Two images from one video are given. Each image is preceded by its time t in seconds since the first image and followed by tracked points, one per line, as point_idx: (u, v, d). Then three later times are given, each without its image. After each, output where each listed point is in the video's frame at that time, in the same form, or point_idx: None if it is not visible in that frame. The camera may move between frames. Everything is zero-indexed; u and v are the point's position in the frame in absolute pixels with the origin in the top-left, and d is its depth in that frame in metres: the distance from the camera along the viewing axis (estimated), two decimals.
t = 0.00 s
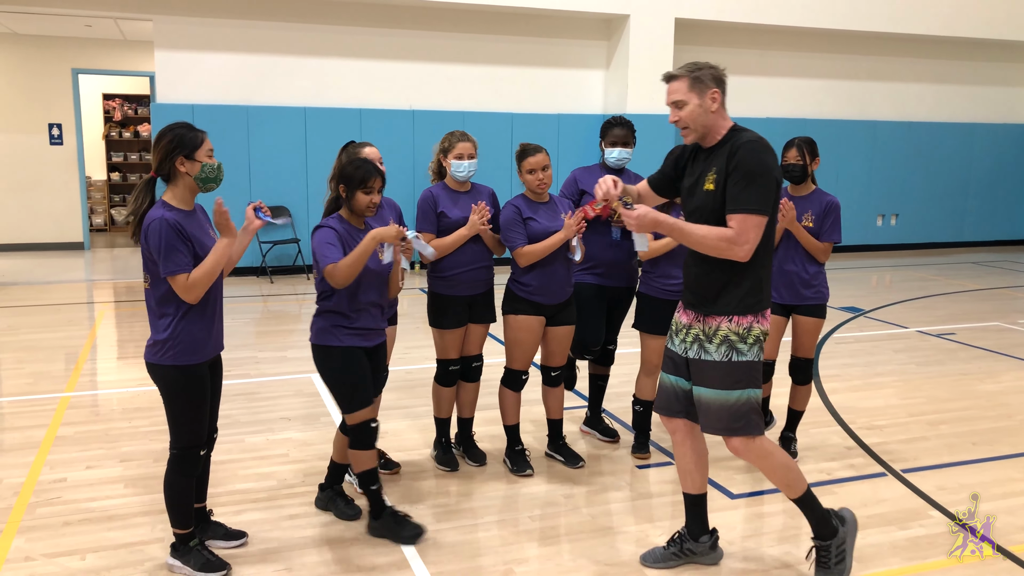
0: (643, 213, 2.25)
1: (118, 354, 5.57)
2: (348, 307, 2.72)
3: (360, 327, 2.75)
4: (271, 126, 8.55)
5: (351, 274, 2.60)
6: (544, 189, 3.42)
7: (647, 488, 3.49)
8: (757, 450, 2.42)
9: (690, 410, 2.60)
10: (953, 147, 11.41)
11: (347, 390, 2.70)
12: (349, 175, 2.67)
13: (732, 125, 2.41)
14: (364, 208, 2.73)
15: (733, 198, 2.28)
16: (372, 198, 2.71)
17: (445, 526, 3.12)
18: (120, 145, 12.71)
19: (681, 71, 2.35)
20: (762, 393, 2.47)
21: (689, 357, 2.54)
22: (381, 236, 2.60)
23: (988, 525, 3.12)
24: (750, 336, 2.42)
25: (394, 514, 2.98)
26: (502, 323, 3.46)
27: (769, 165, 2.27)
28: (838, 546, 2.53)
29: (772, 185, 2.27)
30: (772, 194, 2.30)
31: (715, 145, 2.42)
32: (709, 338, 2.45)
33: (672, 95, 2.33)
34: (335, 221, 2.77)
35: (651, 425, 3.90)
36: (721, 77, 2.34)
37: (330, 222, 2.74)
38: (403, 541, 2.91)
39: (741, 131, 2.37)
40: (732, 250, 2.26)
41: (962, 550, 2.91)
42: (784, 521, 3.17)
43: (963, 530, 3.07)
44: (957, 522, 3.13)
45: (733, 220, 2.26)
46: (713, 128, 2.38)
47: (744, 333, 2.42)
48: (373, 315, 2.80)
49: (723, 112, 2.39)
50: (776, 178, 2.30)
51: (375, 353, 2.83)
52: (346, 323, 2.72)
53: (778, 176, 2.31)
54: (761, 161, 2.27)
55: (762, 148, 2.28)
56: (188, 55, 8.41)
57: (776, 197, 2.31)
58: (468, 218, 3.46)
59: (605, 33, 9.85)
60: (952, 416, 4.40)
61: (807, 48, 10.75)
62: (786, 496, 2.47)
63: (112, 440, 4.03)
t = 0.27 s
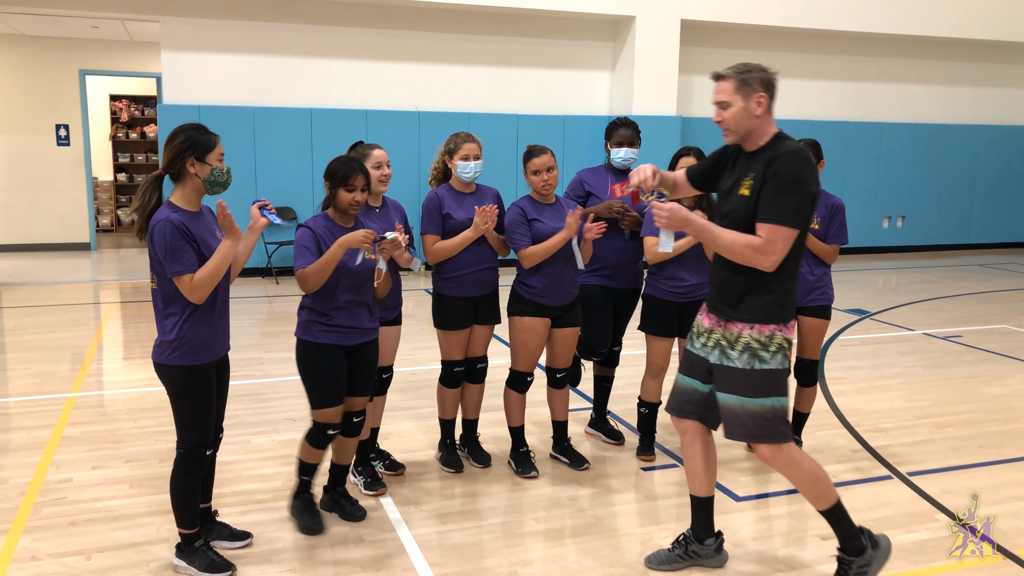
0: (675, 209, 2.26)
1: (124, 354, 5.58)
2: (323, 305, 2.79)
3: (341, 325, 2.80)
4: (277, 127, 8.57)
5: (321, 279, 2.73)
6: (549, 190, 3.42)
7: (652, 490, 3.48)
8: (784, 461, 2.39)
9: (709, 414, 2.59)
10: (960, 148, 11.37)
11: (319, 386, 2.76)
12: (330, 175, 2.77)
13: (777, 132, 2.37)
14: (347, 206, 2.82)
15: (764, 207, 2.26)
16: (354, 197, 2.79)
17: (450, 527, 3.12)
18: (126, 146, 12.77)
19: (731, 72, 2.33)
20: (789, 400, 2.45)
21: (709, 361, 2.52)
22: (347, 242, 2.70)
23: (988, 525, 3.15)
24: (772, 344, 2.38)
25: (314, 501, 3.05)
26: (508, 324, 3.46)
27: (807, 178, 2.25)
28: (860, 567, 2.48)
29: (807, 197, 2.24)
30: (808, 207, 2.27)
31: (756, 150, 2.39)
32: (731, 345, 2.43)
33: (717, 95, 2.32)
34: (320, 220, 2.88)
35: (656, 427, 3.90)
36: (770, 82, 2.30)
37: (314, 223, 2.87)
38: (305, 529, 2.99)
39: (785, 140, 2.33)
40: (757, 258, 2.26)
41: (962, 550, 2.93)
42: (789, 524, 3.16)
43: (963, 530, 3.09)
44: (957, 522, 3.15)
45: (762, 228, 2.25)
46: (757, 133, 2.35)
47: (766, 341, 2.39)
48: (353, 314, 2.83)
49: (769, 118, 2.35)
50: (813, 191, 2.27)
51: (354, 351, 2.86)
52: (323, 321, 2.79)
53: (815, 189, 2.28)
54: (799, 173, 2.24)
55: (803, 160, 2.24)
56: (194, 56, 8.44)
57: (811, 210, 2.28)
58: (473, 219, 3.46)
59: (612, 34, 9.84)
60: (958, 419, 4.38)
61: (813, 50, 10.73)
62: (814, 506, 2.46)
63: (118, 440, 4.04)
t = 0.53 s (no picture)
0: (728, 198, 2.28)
1: (130, 356, 5.60)
2: (303, 309, 2.83)
3: (320, 329, 2.84)
4: (281, 129, 8.59)
5: (301, 284, 2.77)
6: (553, 193, 3.42)
7: (656, 493, 3.48)
8: (843, 468, 2.42)
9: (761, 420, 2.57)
10: (964, 150, 11.35)
11: (295, 386, 2.86)
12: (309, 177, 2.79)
13: (841, 140, 2.35)
14: (325, 208, 2.83)
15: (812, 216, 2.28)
16: (333, 199, 2.81)
17: (454, 529, 3.12)
18: (131, 148, 12.80)
19: (803, 73, 2.31)
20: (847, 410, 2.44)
21: (764, 369, 2.50)
22: (326, 248, 2.72)
23: (988, 525, 3.16)
24: (831, 354, 2.37)
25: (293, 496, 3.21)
26: (511, 327, 3.46)
27: (860, 192, 2.24)
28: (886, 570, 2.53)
29: (856, 212, 2.24)
30: (858, 221, 2.27)
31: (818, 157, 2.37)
32: (787, 355, 2.41)
33: (787, 94, 2.31)
34: (299, 225, 2.90)
35: (660, 429, 3.90)
36: (842, 89, 2.27)
37: (293, 225, 2.90)
38: (284, 521, 3.12)
39: (848, 150, 2.31)
40: (794, 264, 2.28)
41: (962, 550, 2.95)
42: (793, 527, 3.15)
43: (963, 530, 3.11)
44: (957, 523, 3.18)
45: (805, 236, 2.27)
46: (820, 139, 2.33)
47: (825, 351, 2.36)
48: (332, 319, 2.86)
49: (836, 125, 2.32)
50: (866, 206, 2.27)
51: (336, 352, 2.92)
52: (302, 324, 2.84)
53: (869, 204, 2.27)
54: (853, 188, 2.24)
55: (860, 176, 2.24)
56: (199, 59, 8.46)
57: (861, 225, 2.27)
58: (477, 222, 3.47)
59: (616, 37, 9.84)
60: (963, 422, 4.37)
61: (817, 52, 10.73)
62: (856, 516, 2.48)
63: (123, 442, 4.05)
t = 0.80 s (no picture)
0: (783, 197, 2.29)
1: (130, 359, 5.60)
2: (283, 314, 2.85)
3: (301, 331, 2.88)
4: (280, 132, 8.60)
5: (285, 296, 2.80)
6: (554, 195, 3.42)
7: (656, 495, 3.47)
8: (881, 470, 2.43)
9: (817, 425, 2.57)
10: (963, 152, 11.35)
11: (276, 388, 2.90)
12: (292, 179, 2.79)
13: (900, 139, 2.33)
14: (305, 210, 2.83)
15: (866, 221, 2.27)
16: (314, 202, 2.82)
17: (453, 533, 3.11)
18: (131, 152, 12.82)
19: (872, 65, 2.29)
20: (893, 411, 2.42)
21: (818, 370, 2.51)
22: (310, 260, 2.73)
23: (988, 525, 3.17)
24: (881, 354, 2.36)
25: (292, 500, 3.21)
26: (512, 330, 3.46)
27: (915, 198, 2.23)
28: None
29: (912, 220, 2.23)
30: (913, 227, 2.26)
31: (875, 152, 2.36)
32: (839, 354, 2.43)
33: (851, 84, 2.31)
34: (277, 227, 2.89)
35: (660, 432, 3.89)
36: (909, 86, 2.25)
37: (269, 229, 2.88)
38: (283, 524, 3.12)
39: (906, 151, 2.29)
40: (847, 268, 2.28)
41: (962, 550, 2.96)
42: (793, 530, 3.15)
43: (963, 530, 3.13)
44: (957, 523, 3.19)
45: (859, 241, 2.26)
46: (879, 134, 2.32)
47: (875, 351, 2.36)
48: (310, 320, 2.89)
49: (896, 123, 2.31)
50: (921, 212, 2.25)
51: (315, 354, 2.96)
52: (282, 327, 2.86)
53: (924, 209, 2.25)
54: (909, 193, 2.22)
55: (916, 181, 2.22)
56: (199, 62, 8.47)
57: (916, 230, 2.26)
58: (476, 224, 3.47)
59: (616, 39, 9.86)
60: (963, 425, 4.37)
61: (817, 55, 10.74)
62: (876, 521, 2.49)
63: (123, 445, 4.05)
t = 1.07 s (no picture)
0: (840, 234, 2.18)
1: (124, 361, 5.58)
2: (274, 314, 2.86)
3: (290, 332, 2.88)
4: (276, 134, 8.60)
5: (280, 301, 2.84)
6: (550, 197, 3.42)
7: (651, 497, 3.48)
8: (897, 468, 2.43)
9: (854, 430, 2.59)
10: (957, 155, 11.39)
11: (268, 390, 2.89)
12: (282, 179, 2.79)
13: (935, 142, 2.31)
14: (295, 211, 2.83)
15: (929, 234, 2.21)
16: (303, 203, 2.82)
17: (448, 534, 3.12)
18: (127, 153, 12.80)
19: (914, 63, 2.29)
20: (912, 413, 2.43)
21: (847, 372, 2.53)
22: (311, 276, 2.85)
23: (988, 526, 3.19)
24: (908, 355, 2.38)
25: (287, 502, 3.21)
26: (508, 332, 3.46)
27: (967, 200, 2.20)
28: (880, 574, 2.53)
29: (973, 223, 2.19)
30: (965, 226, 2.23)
31: (909, 152, 2.35)
32: (865, 355, 2.44)
33: (892, 79, 2.30)
34: (263, 227, 2.90)
35: (655, 434, 3.90)
36: (949, 88, 2.23)
37: (258, 229, 2.90)
38: (278, 525, 3.12)
39: (941, 154, 2.27)
40: (929, 286, 2.20)
41: (963, 550, 2.99)
42: (788, 532, 3.16)
43: (963, 530, 3.15)
44: (957, 523, 3.22)
45: (931, 256, 2.20)
46: (914, 133, 2.30)
47: (902, 352, 2.38)
48: (299, 321, 2.90)
49: (932, 125, 2.29)
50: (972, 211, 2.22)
51: (306, 354, 2.97)
52: (272, 328, 2.87)
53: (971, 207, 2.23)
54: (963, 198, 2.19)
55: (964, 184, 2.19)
56: (195, 64, 8.46)
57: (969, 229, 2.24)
58: (472, 227, 3.47)
59: (611, 42, 9.88)
60: (957, 427, 4.39)
61: (812, 58, 10.77)
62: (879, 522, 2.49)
63: (117, 447, 4.04)
